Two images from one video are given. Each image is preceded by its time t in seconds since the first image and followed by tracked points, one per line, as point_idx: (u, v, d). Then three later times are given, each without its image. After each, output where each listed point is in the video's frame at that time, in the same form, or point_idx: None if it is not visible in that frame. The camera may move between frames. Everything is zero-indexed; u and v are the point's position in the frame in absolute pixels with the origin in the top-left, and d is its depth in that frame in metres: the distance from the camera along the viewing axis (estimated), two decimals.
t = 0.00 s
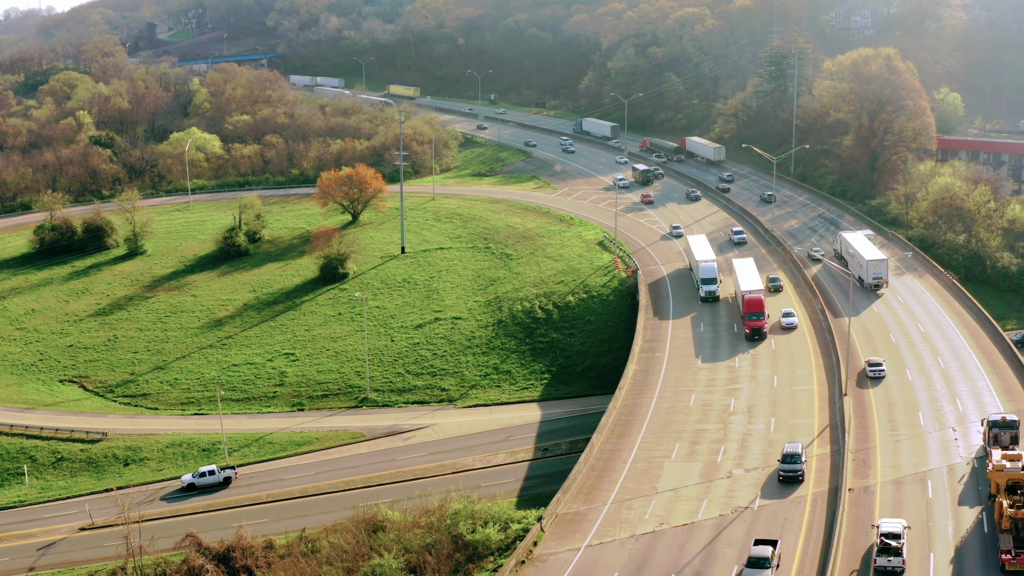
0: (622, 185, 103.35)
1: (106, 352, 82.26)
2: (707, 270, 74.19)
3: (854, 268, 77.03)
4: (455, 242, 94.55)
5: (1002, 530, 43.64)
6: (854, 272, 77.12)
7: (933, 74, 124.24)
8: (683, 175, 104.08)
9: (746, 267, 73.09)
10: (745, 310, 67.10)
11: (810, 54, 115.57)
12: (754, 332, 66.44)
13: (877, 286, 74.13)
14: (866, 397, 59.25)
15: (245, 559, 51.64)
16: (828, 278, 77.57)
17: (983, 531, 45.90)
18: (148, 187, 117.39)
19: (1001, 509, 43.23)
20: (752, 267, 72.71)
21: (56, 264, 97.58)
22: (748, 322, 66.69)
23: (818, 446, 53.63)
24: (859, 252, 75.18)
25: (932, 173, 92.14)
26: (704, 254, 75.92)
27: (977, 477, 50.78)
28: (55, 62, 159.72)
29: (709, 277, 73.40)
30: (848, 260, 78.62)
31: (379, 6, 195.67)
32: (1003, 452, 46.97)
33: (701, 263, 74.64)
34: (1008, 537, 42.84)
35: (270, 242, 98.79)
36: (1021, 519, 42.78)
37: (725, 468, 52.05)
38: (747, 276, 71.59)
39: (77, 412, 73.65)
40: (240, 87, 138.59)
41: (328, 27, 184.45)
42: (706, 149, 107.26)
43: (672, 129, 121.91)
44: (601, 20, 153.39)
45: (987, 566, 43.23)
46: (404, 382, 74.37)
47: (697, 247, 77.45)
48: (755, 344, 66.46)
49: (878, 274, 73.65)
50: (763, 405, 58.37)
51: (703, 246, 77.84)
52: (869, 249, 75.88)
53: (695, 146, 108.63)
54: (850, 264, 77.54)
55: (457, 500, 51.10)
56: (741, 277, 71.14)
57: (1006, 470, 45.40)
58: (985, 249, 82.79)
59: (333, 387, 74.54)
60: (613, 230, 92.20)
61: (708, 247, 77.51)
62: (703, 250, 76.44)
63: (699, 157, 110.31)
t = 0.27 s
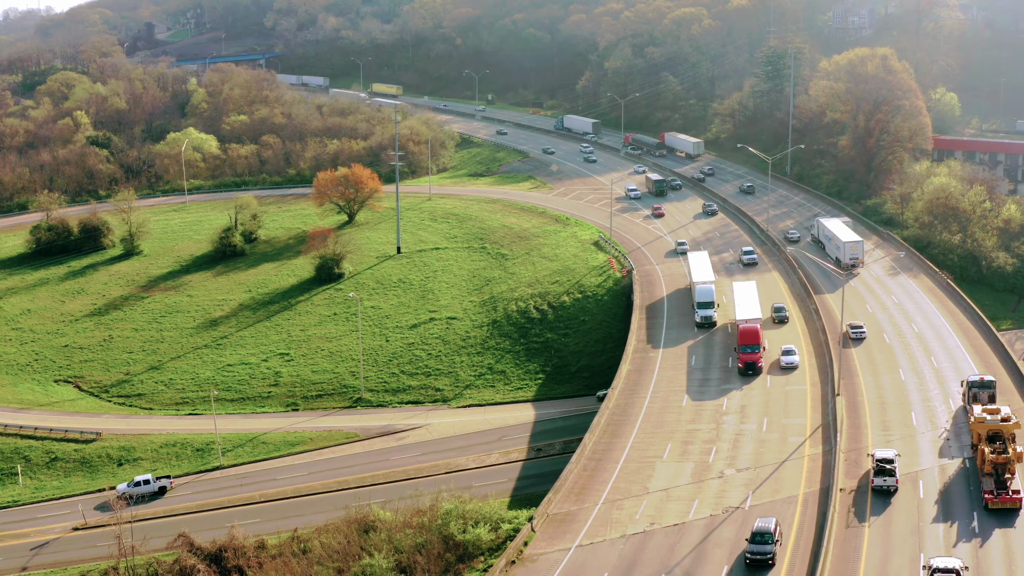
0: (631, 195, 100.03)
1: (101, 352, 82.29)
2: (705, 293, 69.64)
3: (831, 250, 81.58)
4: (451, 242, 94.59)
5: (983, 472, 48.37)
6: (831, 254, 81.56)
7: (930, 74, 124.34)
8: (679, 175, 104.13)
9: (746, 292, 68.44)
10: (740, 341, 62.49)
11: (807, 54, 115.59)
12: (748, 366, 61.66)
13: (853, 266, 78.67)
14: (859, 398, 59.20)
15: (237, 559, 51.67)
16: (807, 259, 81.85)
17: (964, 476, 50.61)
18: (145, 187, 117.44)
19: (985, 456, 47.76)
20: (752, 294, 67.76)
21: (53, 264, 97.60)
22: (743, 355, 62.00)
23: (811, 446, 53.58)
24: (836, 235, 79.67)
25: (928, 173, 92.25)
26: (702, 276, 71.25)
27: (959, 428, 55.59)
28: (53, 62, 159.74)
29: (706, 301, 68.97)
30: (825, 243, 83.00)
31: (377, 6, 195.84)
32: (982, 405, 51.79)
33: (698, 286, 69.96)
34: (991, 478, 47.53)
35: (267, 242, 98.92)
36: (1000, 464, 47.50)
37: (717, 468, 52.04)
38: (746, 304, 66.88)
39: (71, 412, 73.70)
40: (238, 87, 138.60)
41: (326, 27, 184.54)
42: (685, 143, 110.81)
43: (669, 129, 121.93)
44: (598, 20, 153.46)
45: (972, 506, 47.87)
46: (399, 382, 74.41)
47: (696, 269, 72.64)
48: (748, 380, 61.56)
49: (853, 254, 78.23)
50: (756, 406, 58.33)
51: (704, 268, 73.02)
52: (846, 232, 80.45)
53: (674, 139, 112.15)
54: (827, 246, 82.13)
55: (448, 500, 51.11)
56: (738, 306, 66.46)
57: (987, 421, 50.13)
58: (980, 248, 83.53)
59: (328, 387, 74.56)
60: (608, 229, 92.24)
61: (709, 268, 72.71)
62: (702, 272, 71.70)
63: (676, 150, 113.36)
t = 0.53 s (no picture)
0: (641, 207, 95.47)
1: (97, 352, 82.34)
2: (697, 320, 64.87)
3: (808, 235, 85.44)
4: (446, 242, 94.61)
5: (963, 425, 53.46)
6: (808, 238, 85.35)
7: (927, 74, 124.27)
8: (675, 175, 104.13)
9: (739, 317, 63.66)
10: (728, 379, 57.20)
11: (804, 54, 115.55)
12: (734, 408, 56.53)
13: (830, 250, 82.50)
14: (851, 397, 59.16)
15: (229, 558, 51.69)
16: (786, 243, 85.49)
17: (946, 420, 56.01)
18: (141, 187, 117.46)
19: (965, 412, 52.72)
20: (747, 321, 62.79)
21: (49, 264, 97.62)
22: (729, 395, 56.81)
23: (802, 446, 53.57)
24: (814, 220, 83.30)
25: (924, 173, 92.36)
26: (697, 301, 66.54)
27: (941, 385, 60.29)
28: (51, 62, 159.76)
29: (698, 328, 64.34)
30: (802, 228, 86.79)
31: (375, 6, 195.98)
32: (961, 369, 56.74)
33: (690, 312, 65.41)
34: (972, 429, 52.55)
35: (263, 241, 98.98)
36: (979, 418, 52.41)
37: (708, 467, 52.06)
38: (739, 331, 62.02)
39: (66, 412, 73.75)
40: (235, 87, 138.61)
41: (323, 27, 184.58)
42: (664, 137, 113.83)
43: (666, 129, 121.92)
44: (595, 19, 153.54)
45: (955, 454, 52.82)
46: (393, 382, 74.45)
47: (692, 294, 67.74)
48: (734, 424, 56.49)
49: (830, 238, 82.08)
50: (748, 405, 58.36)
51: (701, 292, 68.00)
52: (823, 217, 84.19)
53: (653, 134, 114.99)
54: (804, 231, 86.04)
55: (439, 500, 51.13)
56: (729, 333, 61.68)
57: (967, 381, 55.15)
58: (975, 248, 83.50)
59: (322, 387, 74.61)
60: (603, 229, 92.27)
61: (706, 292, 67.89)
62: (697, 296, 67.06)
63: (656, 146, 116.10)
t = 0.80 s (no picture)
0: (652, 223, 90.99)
1: (91, 351, 82.37)
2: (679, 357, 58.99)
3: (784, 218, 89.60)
4: (441, 241, 94.62)
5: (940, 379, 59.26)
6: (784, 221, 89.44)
7: (923, 74, 124.44)
8: (671, 175, 104.08)
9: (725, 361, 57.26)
10: (700, 436, 50.72)
11: (800, 53, 115.61)
12: (705, 470, 49.83)
13: (805, 232, 86.71)
14: (843, 397, 59.18)
15: (219, 557, 51.68)
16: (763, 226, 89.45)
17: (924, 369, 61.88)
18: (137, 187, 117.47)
19: (942, 368, 58.43)
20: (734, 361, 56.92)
21: (44, 263, 97.65)
22: (700, 455, 50.21)
23: (793, 445, 53.52)
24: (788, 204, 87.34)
25: (918, 172, 92.53)
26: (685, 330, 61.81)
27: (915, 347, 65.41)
28: (48, 62, 159.67)
29: (682, 365, 59.08)
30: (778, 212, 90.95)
31: (373, 7, 196.23)
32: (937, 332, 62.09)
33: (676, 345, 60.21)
34: (948, 384, 58.17)
35: (258, 241, 99.00)
36: (955, 374, 58.10)
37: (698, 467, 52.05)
38: (724, 371, 56.26)
39: (60, 411, 73.78)
40: (232, 87, 138.67)
41: (321, 27, 184.67)
42: (641, 132, 116.91)
43: (662, 129, 121.96)
44: (592, 19, 153.88)
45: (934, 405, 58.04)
46: (386, 382, 74.45)
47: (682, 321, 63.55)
48: (705, 488, 49.87)
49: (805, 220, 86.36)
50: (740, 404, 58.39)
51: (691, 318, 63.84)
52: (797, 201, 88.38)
53: (628, 128, 117.79)
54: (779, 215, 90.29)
55: (429, 499, 51.15)
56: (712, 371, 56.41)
57: (942, 342, 60.31)
58: (970, 247, 83.65)
59: (316, 386, 74.65)
60: (597, 228, 92.36)
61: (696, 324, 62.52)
62: (686, 327, 61.83)
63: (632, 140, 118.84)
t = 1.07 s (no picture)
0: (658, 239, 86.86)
1: (86, 351, 82.41)
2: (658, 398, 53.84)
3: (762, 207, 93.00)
4: (437, 241, 94.61)
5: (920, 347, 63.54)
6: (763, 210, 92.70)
7: (919, 74, 124.52)
8: (667, 174, 104.06)
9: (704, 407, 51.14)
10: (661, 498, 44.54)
11: (796, 53, 115.60)
12: (665, 538, 43.57)
13: (782, 219, 89.99)
14: (835, 396, 59.18)
15: (211, 557, 51.67)
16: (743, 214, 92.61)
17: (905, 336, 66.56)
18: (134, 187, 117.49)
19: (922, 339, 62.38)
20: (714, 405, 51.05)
21: (40, 263, 97.69)
22: (660, 521, 44.00)
23: (784, 445, 53.49)
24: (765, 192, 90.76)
25: (914, 172, 92.59)
26: (667, 365, 56.39)
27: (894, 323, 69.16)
28: (46, 62, 159.64)
29: (661, 406, 53.83)
30: (756, 200, 94.27)
31: (371, 6, 196.35)
32: (916, 307, 66.27)
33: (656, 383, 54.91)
34: (927, 352, 62.14)
35: (254, 240, 98.98)
36: (934, 343, 62.09)
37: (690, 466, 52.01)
38: (703, 418, 50.49)
39: (54, 411, 73.81)
40: (229, 86, 138.64)
41: (319, 27, 184.66)
42: (620, 127, 119.66)
43: (659, 128, 121.97)
44: (590, 19, 154.44)
45: (916, 372, 62.11)
46: (380, 381, 74.45)
47: (666, 353, 58.24)
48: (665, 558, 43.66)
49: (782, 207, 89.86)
50: (732, 404, 58.40)
51: (676, 350, 58.47)
52: (775, 190, 91.76)
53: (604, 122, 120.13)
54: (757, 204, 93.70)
55: (421, 498, 51.16)
56: (688, 416, 50.84)
57: (920, 316, 64.21)
58: (965, 247, 83.71)
59: (310, 386, 74.67)
60: (593, 228, 92.37)
61: (680, 358, 56.88)
62: (668, 362, 56.28)
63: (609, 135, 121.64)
